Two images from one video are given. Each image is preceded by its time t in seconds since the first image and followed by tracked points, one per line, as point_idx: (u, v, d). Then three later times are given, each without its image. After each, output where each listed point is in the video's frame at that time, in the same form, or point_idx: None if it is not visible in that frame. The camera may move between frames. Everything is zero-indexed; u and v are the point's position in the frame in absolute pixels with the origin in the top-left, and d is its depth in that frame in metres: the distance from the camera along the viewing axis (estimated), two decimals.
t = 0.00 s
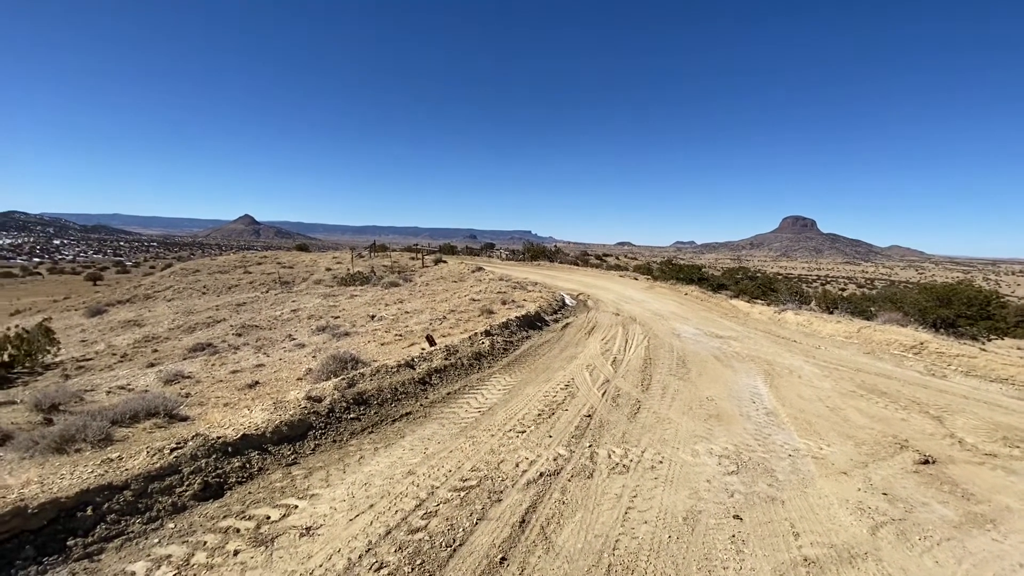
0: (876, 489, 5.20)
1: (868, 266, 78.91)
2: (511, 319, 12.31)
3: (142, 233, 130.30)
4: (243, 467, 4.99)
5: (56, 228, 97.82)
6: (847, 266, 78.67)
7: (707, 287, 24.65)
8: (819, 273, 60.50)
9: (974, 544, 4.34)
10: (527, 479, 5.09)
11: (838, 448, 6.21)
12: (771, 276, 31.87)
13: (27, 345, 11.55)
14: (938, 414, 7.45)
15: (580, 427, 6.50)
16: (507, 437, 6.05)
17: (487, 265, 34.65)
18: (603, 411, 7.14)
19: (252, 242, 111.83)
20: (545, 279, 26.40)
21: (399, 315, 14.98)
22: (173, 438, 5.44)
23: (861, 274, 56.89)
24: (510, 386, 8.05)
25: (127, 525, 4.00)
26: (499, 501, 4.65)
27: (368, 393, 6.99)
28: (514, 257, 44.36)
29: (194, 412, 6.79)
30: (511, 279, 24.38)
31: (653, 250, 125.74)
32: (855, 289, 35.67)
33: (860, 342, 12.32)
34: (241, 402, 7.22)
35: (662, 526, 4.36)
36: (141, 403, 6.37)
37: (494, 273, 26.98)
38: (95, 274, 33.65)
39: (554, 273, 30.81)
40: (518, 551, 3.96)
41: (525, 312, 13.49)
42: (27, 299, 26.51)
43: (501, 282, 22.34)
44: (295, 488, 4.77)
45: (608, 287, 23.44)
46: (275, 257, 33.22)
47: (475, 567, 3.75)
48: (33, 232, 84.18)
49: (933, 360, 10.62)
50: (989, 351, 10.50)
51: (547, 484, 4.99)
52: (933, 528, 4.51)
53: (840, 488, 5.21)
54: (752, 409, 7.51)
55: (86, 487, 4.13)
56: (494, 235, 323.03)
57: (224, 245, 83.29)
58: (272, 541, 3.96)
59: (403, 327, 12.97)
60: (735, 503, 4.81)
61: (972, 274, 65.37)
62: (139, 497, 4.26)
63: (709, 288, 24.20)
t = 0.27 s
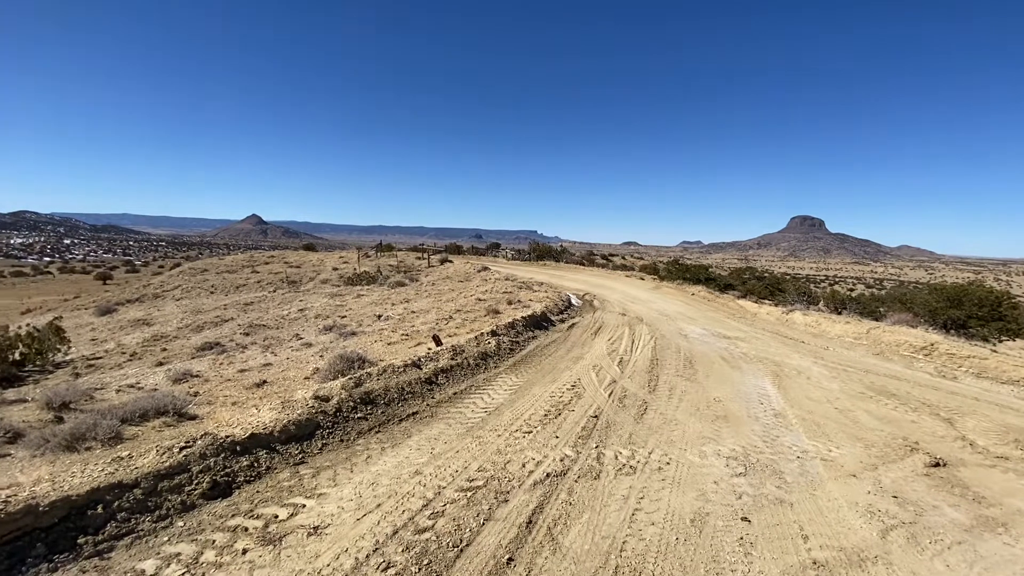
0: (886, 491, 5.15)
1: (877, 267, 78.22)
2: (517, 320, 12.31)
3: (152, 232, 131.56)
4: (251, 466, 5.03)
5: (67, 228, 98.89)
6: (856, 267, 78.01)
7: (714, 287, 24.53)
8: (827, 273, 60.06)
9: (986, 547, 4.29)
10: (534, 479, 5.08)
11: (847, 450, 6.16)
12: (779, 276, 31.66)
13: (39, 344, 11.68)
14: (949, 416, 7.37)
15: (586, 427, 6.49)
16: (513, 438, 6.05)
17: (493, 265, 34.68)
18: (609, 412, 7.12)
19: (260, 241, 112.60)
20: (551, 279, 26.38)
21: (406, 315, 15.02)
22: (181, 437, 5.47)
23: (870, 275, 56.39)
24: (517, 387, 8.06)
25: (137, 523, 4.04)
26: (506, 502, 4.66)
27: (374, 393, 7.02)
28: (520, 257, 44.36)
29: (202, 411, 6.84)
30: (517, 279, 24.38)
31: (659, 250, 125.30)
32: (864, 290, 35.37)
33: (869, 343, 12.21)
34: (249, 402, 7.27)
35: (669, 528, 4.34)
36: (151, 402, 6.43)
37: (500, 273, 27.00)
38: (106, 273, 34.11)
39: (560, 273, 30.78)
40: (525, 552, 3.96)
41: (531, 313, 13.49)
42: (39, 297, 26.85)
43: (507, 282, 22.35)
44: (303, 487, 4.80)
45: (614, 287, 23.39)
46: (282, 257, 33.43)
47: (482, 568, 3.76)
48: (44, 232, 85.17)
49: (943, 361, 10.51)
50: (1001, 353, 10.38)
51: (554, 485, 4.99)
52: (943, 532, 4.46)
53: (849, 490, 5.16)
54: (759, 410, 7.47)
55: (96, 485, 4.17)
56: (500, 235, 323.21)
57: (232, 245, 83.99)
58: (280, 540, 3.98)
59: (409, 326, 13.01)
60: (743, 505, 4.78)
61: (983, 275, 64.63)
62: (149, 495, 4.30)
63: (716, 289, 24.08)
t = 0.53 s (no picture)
0: (897, 495, 5.10)
1: (888, 267, 77.40)
2: (524, 320, 12.31)
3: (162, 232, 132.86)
4: (260, 465, 5.07)
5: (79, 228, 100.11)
6: (866, 267, 77.26)
7: (722, 288, 24.39)
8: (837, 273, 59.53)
9: (999, 553, 4.24)
10: (541, 480, 5.08)
11: (857, 453, 6.10)
12: (787, 276, 31.41)
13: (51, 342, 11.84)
14: (961, 419, 7.28)
15: (594, 429, 6.48)
16: (520, 439, 6.05)
17: (499, 265, 34.71)
18: (617, 413, 7.10)
19: (268, 241, 113.40)
20: (558, 279, 26.35)
21: (413, 315, 15.06)
22: (192, 436, 5.52)
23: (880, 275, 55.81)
24: (524, 387, 8.06)
25: (149, 521, 4.08)
26: (514, 503, 4.66)
27: (382, 393, 7.04)
28: (527, 257, 44.34)
29: (212, 410, 6.90)
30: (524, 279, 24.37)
31: (666, 249, 124.73)
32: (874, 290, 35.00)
33: (879, 344, 12.09)
34: (258, 401, 7.32)
35: (678, 530, 4.33)
36: (161, 401, 6.50)
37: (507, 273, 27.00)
38: (117, 272, 34.51)
39: (566, 273, 30.73)
40: (533, 554, 3.96)
41: (538, 313, 13.48)
42: (52, 297, 27.21)
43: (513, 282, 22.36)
44: (311, 486, 4.83)
45: (621, 288, 23.31)
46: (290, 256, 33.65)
47: (490, 569, 3.77)
48: (57, 232, 86.29)
49: (955, 363, 10.38)
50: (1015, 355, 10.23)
51: (561, 486, 4.99)
52: (956, 537, 4.41)
53: (860, 494, 5.11)
54: (768, 412, 7.42)
55: (109, 483, 4.22)
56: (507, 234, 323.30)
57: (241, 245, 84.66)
58: (289, 539, 4.01)
59: (416, 327, 13.04)
60: (752, 508, 4.75)
61: (996, 275, 63.77)
62: (160, 493, 4.35)
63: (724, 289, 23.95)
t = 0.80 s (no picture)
0: (908, 499, 5.04)
1: (899, 267, 76.55)
2: (531, 320, 12.30)
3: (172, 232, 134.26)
4: (269, 464, 5.11)
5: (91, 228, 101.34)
6: (876, 267, 76.46)
7: (730, 288, 24.25)
8: (847, 274, 58.94)
9: (1012, 558, 4.18)
10: (548, 481, 5.08)
11: (867, 456, 6.05)
12: (796, 277, 31.14)
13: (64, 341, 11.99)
14: (974, 422, 7.18)
15: (601, 430, 6.47)
16: (527, 440, 6.05)
17: (506, 265, 34.76)
18: (624, 415, 7.08)
19: (276, 241, 114.32)
20: (564, 280, 26.33)
21: (420, 315, 15.10)
22: (202, 435, 5.58)
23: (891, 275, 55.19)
24: (531, 388, 8.05)
25: (160, 519, 4.13)
26: (521, 504, 4.66)
27: (390, 393, 7.07)
28: (533, 257, 44.28)
29: (221, 409, 6.96)
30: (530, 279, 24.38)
31: (674, 249, 124.29)
32: (885, 291, 34.59)
33: (890, 346, 11.96)
34: (267, 400, 7.38)
35: (685, 533, 4.31)
36: (172, 400, 6.57)
37: (514, 273, 27.00)
38: (128, 272, 34.89)
39: (573, 273, 30.68)
40: (540, 555, 3.96)
41: (545, 313, 13.48)
42: (64, 296, 27.54)
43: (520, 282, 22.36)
44: (319, 486, 4.86)
45: (628, 288, 23.24)
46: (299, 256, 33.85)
47: (497, 569, 3.77)
48: (69, 231, 87.43)
49: (968, 365, 10.24)
50: None
51: (568, 488, 4.98)
52: (970, 542, 4.35)
53: (871, 498, 5.06)
54: (777, 414, 7.37)
55: (121, 481, 4.27)
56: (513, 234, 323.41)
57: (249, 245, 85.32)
58: (298, 538, 4.04)
59: (423, 327, 13.07)
60: (760, 511, 4.72)
61: (1010, 276, 62.81)
62: (171, 491, 4.39)
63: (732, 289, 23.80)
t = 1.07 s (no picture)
0: (920, 503, 4.98)
1: (910, 268, 75.69)
2: (538, 320, 12.29)
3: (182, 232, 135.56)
4: (278, 463, 5.14)
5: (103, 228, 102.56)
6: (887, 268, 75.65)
7: (738, 289, 24.10)
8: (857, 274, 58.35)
9: None
10: (555, 482, 5.07)
11: (878, 458, 5.99)
12: (805, 277, 30.87)
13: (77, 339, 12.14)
14: (987, 425, 7.09)
15: (608, 431, 6.45)
16: (535, 440, 6.05)
17: (513, 265, 34.75)
18: (632, 416, 7.05)
19: (284, 241, 115.08)
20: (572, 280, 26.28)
21: (427, 315, 15.13)
22: (211, 433, 5.63)
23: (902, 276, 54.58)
24: (538, 388, 8.04)
25: (171, 516, 4.17)
26: (528, 504, 4.66)
27: (397, 393, 7.09)
28: (540, 257, 44.24)
29: (231, 408, 7.02)
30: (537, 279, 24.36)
31: (682, 249, 123.71)
32: (895, 292, 34.19)
33: (901, 347, 11.83)
34: (275, 399, 7.43)
35: (694, 535, 4.29)
36: (182, 399, 6.63)
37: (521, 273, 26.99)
38: (139, 272, 35.25)
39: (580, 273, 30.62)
40: (547, 556, 3.95)
41: (552, 314, 13.46)
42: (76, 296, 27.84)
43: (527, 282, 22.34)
44: (328, 485, 4.88)
45: (636, 288, 23.16)
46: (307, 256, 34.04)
47: (505, 570, 3.77)
48: (82, 231, 88.55)
49: (981, 367, 10.10)
50: None
51: (575, 489, 4.97)
52: (984, 547, 4.29)
53: (882, 501, 5.01)
54: (787, 416, 7.31)
55: (133, 479, 4.32)
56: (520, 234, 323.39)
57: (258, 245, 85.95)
58: (306, 537, 4.06)
59: (430, 327, 13.10)
60: (770, 514, 4.69)
61: None
62: (181, 490, 4.44)
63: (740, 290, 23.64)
